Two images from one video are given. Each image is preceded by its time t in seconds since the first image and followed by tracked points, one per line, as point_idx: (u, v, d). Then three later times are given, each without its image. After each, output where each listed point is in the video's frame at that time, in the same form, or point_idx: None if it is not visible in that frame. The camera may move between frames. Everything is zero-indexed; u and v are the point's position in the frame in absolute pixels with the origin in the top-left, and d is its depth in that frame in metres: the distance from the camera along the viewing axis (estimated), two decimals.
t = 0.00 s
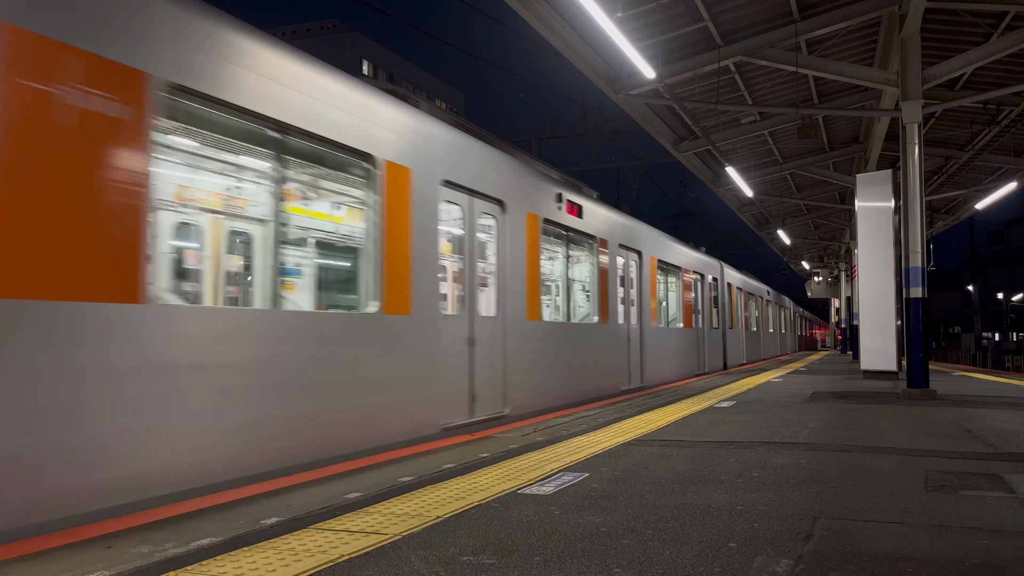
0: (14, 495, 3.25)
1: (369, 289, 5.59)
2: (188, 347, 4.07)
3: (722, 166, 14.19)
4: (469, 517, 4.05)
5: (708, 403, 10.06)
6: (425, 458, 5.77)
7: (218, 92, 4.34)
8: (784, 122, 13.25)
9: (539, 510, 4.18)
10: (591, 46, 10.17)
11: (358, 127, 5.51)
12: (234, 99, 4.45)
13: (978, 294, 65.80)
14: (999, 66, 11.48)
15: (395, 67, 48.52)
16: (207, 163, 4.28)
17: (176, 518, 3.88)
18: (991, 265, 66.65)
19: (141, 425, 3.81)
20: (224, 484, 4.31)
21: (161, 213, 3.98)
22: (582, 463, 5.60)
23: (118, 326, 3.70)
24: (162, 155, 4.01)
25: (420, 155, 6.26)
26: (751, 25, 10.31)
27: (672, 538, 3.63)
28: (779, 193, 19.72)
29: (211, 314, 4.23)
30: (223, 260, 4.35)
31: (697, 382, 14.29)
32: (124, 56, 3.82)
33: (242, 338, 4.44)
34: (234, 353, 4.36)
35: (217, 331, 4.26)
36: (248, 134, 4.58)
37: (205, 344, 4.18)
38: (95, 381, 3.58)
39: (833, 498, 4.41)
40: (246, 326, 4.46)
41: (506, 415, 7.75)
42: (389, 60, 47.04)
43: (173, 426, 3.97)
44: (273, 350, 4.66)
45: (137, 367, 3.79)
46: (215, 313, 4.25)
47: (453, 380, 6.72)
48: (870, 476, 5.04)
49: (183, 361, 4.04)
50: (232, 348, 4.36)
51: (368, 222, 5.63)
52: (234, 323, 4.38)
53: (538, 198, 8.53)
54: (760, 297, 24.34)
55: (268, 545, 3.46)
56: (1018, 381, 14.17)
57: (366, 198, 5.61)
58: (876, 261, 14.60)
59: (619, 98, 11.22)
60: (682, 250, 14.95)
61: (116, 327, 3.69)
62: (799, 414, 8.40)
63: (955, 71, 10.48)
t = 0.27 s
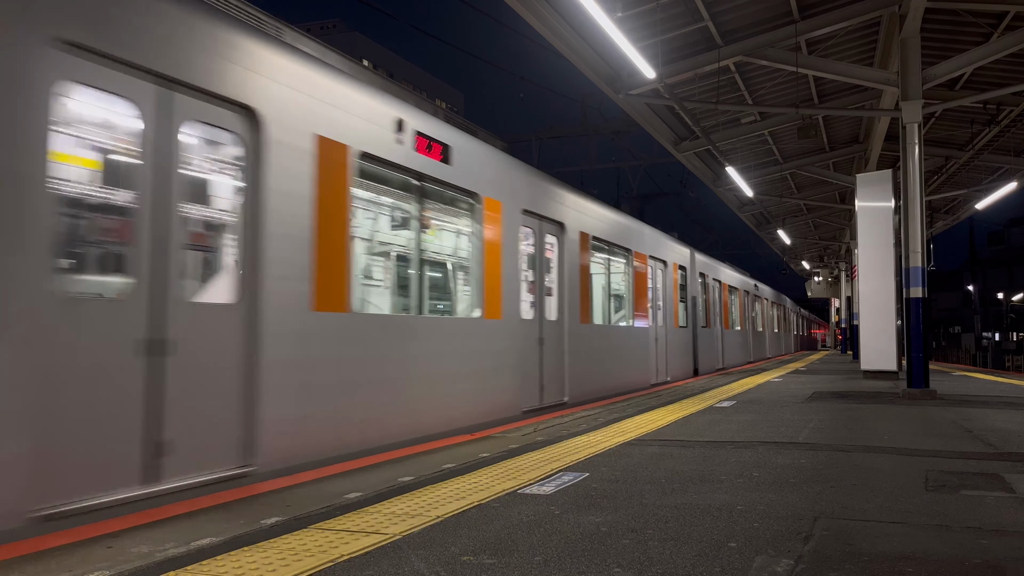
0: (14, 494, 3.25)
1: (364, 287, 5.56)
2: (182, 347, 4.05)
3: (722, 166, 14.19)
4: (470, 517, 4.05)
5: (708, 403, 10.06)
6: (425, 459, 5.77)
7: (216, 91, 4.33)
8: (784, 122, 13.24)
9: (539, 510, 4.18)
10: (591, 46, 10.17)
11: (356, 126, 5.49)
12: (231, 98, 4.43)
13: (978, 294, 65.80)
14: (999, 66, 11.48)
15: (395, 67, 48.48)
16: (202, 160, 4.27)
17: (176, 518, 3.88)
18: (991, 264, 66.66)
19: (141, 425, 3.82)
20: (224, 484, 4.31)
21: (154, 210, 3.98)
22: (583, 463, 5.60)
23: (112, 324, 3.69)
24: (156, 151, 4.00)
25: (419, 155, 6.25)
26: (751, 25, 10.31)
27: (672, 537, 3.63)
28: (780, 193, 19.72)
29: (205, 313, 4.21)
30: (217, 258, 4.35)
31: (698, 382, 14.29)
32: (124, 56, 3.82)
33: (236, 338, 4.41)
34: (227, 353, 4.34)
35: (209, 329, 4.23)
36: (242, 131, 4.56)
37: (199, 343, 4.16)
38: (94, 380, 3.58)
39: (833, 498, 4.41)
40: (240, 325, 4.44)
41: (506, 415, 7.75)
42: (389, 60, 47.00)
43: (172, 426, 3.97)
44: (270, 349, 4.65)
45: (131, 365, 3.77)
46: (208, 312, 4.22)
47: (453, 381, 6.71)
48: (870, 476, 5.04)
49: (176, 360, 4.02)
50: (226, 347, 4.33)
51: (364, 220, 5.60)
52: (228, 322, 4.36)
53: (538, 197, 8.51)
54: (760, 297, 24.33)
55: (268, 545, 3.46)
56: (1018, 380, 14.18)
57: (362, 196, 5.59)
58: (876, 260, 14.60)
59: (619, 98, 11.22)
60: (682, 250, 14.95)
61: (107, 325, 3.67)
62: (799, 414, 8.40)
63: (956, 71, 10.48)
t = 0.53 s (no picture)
0: (15, 494, 3.25)
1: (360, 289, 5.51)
2: (179, 348, 4.01)
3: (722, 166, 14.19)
4: (469, 517, 4.06)
5: (708, 402, 10.07)
6: (424, 458, 5.76)
7: (214, 90, 4.30)
8: (784, 122, 13.24)
9: (539, 510, 4.19)
10: (592, 46, 10.17)
11: (355, 125, 5.47)
12: (229, 97, 4.40)
13: (978, 294, 65.80)
14: (1000, 66, 11.48)
15: (395, 67, 48.43)
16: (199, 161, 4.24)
17: (176, 518, 3.88)
18: (991, 264, 66.67)
19: (144, 425, 3.82)
20: (224, 484, 4.31)
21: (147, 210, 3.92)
22: (582, 463, 5.60)
23: (109, 325, 3.66)
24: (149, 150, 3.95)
25: (418, 155, 6.22)
26: (751, 25, 10.30)
27: (672, 537, 3.63)
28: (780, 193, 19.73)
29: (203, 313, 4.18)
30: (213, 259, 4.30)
31: (698, 382, 14.29)
32: (124, 56, 3.81)
33: (233, 339, 4.37)
34: (225, 354, 4.30)
35: (207, 331, 4.19)
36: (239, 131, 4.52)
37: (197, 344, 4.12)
38: (94, 381, 3.58)
39: (833, 498, 4.42)
40: (238, 326, 4.40)
41: (506, 415, 7.75)
42: (389, 60, 46.97)
43: (172, 426, 3.97)
44: (270, 350, 4.63)
45: (128, 366, 3.74)
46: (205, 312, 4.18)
47: (452, 381, 6.70)
48: (869, 476, 5.04)
49: (173, 362, 3.98)
50: (224, 348, 4.30)
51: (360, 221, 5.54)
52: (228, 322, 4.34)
53: (537, 197, 8.49)
54: (760, 297, 24.34)
55: (268, 544, 3.46)
56: (1018, 380, 14.18)
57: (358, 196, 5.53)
58: (876, 260, 14.59)
59: (619, 98, 11.22)
60: (682, 250, 14.95)
61: (105, 325, 3.64)
62: (800, 414, 8.41)
63: (957, 71, 10.47)
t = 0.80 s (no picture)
0: (14, 494, 3.25)
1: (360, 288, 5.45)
2: (177, 349, 4.00)
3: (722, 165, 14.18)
4: (469, 516, 4.06)
5: (709, 402, 10.07)
6: (424, 458, 5.76)
7: (214, 88, 4.29)
8: (784, 121, 13.24)
9: (539, 509, 4.19)
10: (592, 45, 10.17)
11: (355, 124, 5.45)
12: (227, 95, 4.37)
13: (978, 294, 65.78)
14: (1000, 66, 11.48)
15: (395, 66, 48.38)
16: (195, 159, 4.18)
17: (177, 517, 3.88)
18: (991, 264, 66.66)
19: (144, 425, 3.82)
20: (224, 484, 4.30)
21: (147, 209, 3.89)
22: (582, 462, 5.61)
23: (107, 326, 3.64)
24: (144, 148, 3.90)
25: (418, 154, 6.20)
26: (751, 25, 10.30)
27: (672, 537, 3.63)
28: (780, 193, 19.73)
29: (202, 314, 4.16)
30: (211, 259, 4.26)
31: (699, 381, 14.29)
32: (124, 55, 3.80)
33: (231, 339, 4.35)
34: (223, 355, 4.28)
35: (205, 331, 4.16)
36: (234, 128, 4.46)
37: (195, 345, 4.10)
38: (93, 380, 3.57)
39: (833, 497, 4.42)
40: (237, 326, 4.38)
41: (506, 415, 7.75)
42: (389, 59, 46.93)
43: (172, 426, 3.97)
44: (270, 349, 4.63)
45: (125, 367, 3.73)
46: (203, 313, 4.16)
47: (452, 381, 6.69)
48: (869, 476, 5.04)
49: (169, 362, 3.95)
50: (223, 348, 4.28)
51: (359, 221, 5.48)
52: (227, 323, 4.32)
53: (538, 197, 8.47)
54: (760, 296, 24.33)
55: (268, 544, 3.47)
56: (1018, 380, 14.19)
57: (355, 195, 5.47)
58: (876, 260, 14.59)
59: (620, 98, 11.21)
60: (682, 250, 14.95)
61: (102, 326, 3.62)
62: (800, 414, 8.41)
63: (957, 70, 10.46)
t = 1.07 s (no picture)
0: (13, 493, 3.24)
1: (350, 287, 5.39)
2: (174, 349, 3.99)
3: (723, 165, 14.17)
4: (469, 516, 4.05)
5: (709, 402, 10.06)
6: (423, 458, 5.74)
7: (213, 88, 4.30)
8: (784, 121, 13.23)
9: (539, 509, 4.18)
10: (592, 45, 10.16)
11: (354, 124, 5.46)
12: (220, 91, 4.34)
13: (978, 294, 65.78)
14: (1000, 66, 11.48)
15: (395, 66, 48.34)
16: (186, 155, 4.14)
17: (176, 517, 3.87)
18: (991, 264, 66.67)
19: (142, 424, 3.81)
20: (223, 483, 4.30)
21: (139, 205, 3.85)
22: (582, 462, 5.60)
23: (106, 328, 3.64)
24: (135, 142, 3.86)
25: (416, 154, 6.21)
26: (752, 24, 10.28)
27: (673, 537, 3.63)
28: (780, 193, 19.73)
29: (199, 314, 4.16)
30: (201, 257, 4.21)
31: (699, 381, 14.28)
32: (123, 53, 3.79)
33: (227, 336, 4.33)
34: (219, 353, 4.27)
35: (200, 330, 4.15)
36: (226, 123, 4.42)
37: (190, 343, 4.09)
38: (93, 379, 3.57)
39: (833, 497, 4.42)
40: (234, 323, 4.37)
41: (506, 415, 7.74)
42: (389, 59, 46.89)
43: (171, 426, 3.96)
44: (268, 348, 4.62)
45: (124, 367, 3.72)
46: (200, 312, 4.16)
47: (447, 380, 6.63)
48: (869, 476, 5.03)
49: (165, 360, 3.93)
50: (219, 347, 4.27)
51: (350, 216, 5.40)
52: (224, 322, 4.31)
53: (536, 197, 8.48)
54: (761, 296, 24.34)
55: (267, 544, 3.46)
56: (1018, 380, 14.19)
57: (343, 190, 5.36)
58: (876, 260, 14.58)
59: (620, 98, 11.21)
60: (682, 249, 14.95)
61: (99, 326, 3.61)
62: (800, 413, 8.41)
63: (957, 70, 10.46)
